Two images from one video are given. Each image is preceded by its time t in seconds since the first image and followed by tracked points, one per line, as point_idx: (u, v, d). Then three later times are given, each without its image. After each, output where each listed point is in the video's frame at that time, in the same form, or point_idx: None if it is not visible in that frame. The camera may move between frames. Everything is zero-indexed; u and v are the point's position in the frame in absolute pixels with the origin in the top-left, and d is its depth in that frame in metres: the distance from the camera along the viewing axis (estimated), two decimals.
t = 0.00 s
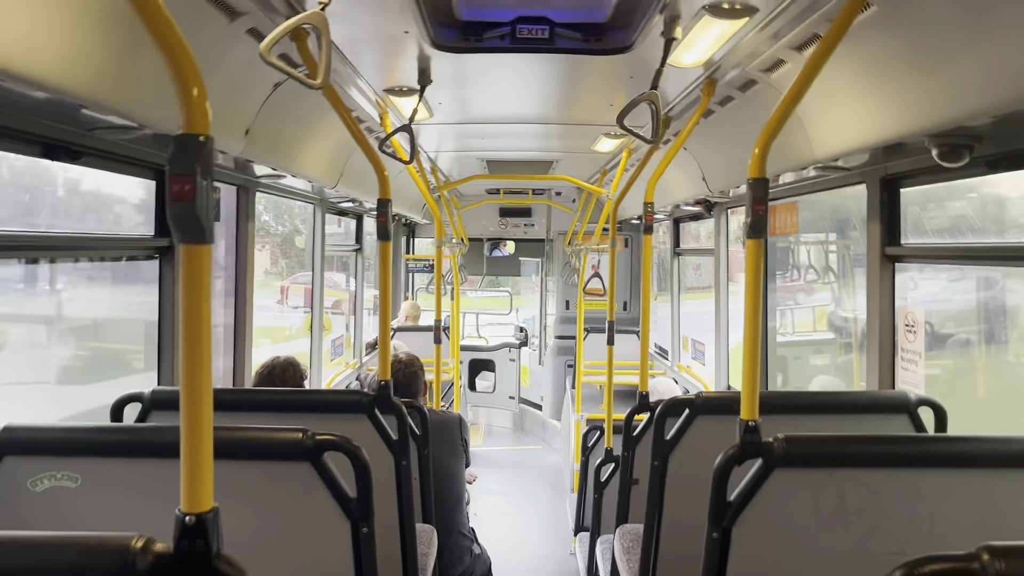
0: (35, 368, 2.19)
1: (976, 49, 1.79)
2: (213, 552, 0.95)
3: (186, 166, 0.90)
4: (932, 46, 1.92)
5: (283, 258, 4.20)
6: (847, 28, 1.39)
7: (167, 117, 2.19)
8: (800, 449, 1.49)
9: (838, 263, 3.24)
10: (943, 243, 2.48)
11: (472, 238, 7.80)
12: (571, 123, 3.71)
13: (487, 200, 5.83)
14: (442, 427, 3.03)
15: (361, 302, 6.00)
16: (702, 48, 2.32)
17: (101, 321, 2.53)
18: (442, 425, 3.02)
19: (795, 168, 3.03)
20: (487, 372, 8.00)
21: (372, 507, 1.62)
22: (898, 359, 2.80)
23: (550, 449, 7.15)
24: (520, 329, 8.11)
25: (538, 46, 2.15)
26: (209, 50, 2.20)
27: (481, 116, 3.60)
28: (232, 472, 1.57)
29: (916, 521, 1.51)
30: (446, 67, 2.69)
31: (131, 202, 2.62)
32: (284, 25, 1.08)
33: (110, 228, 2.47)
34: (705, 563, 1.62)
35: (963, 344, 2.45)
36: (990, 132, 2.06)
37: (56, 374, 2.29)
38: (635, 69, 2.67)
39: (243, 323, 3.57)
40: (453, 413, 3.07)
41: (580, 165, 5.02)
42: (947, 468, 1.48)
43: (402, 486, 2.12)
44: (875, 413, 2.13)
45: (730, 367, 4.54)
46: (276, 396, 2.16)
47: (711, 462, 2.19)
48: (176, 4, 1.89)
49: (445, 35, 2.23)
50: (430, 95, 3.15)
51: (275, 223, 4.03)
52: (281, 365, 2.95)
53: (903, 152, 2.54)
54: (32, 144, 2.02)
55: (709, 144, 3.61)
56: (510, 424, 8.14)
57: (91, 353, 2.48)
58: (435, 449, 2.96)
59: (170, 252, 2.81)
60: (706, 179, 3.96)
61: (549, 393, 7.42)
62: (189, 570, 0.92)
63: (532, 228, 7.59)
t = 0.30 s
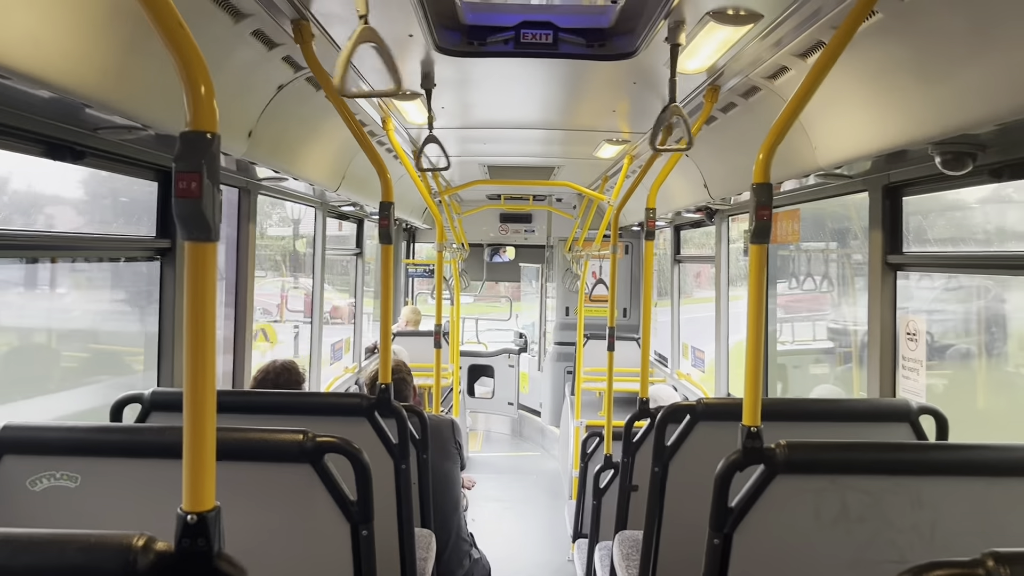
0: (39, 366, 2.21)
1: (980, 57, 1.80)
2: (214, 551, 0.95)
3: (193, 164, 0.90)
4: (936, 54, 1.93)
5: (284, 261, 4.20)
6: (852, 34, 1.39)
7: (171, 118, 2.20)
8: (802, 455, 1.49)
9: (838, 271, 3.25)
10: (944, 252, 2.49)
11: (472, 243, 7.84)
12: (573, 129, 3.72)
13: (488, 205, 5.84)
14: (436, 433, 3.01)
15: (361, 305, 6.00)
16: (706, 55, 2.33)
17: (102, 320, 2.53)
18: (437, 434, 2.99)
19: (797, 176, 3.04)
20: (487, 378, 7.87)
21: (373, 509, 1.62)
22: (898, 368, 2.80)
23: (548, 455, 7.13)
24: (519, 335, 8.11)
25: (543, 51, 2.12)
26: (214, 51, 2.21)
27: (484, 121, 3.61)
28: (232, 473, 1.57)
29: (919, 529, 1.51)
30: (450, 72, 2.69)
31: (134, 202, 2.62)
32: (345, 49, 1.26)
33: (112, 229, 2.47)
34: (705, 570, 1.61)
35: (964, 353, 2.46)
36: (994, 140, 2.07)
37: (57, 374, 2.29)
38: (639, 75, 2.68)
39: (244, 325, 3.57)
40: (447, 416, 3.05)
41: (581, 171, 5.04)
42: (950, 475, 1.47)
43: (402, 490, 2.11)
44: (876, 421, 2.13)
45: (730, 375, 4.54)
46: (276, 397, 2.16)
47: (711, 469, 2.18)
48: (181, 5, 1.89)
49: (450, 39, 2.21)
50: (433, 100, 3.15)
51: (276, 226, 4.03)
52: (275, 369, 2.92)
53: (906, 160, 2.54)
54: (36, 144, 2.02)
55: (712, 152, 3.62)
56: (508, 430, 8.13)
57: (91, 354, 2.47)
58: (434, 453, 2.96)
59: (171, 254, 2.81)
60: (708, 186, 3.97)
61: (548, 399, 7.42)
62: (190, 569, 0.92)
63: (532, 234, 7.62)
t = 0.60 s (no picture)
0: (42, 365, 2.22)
1: (981, 57, 1.80)
2: (218, 549, 0.95)
3: (196, 163, 0.91)
4: (936, 54, 1.94)
5: (284, 260, 4.20)
6: (852, 34, 1.39)
7: (171, 118, 2.20)
8: (801, 454, 1.49)
9: (837, 270, 3.27)
10: (943, 251, 2.50)
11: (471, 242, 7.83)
12: (573, 128, 3.73)
13: (488, 204, 5.84)
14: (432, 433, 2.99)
15: (360, 304, 6.00)
16: (705, 54, 2.33)
17: (103, 318, 2.53)
18: (434, 436, 2.98)
19: (796, 175, 3.04)
20: (486, 377, 7.88)
21: (374, 507, 1.62)
22: (897, 366, 2.81)
23: (547, 454, 7.14)
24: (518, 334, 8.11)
25: (542, 50, 2.13)
26: (214, 51, 2.21)
27: (483, 119, 3.61)
28: (233, 471, 1.57)
29: (919, 527, 1.51)
30: (450, 70, 2.69)
31: (134, 201, 2.61)
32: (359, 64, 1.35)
33: (111, 227, 2.46)
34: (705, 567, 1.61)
35: (961, 351, 2.46)
36: (994, 139, 2.08)
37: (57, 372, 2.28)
38: (638, 74, 2.68)
39: (243, 323, 3.57)
40: (444, 414, 3.03)
41: (579, 170, 5.04)
42: (950, 474, 1.48)
43: (402, 488, 2.12)
44: (875, 419, 2.14)
45: (729, 374, 4.55)
46: (277, 396, 2.16)
47: (710, 467, 2.19)
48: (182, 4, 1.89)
49: (450, 38, 2.21)
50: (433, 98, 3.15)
51: (276, 224, 4.03)
52: (274, 367, 2.92)
53: (906, 159, 2.55)
54: (35, 142, 2.02)
55: (711, 151, 3.63)
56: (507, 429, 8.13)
57: (91, 352, 2.47)
58: (433, 452, 2.96)
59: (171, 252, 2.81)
60: (707, 185, 3.98)
61: (547, 398, 7.43)
62: (194, 568, 0.92)
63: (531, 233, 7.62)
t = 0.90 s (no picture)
0: None
1: (955, 60, 1.84)
2: (198, 548, 0.93)
3: (178, 158, 0.89)
4: (911, 56, 1.98)
5: (260, 257, 4.14)
6: (831, 34, 1.41)
7: (150, 114, 2.15)
8: (779, 450, 1.52)
9: (811, 269, 3.32)
10: (915, 251, 2.56)
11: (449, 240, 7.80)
12: (552, 126, 3.73)
13: (466, 202, 5.82)
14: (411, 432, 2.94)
15: (337, 302, 5.93)
16: (684, 53, 2.35)
17: (75, 315, 2.46)
18: (412, 435, 2.92)
19: (773, 174, 3.09)
20: (463, 375, 7.92)
21: (353, 506, 1.61)
22: (871, 364, 2.87)
23: (524, 451, 7.15)
24: (495, 332, 8.11)
25: (521, 49, 2.13)
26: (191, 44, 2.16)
27: (463, 117, 3.59)
28: (210, 472, 1.54)
29: (893, 521, 1.55)
30: (430, 67, 2.68)
31: (107, 196, 2.55)
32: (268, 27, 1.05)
33: (83, 224, 2.40)
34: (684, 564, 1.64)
35: (931, 350, 2.53)
36: (967, 140, 2.13)
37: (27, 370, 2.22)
38: (617, 74, 2.70)
39: (218, 321, 3.51)
40: (424, 411, 2.98)
41: (558, 168, 5.05)
42: (924, 469, 1.52)
43: (381, 487, 2.10)
44: (849, 416, 2.19)
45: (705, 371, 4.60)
46: (255, 394, 2.12)
47: (690, 463, 2.21)
48: None
49: (429, 36, 2.19)
50: (412, 95, 3.12)
51: (252, 220, 3.97)
52: (251, 366, 2.89)
53: (880, 160, 2.61)
54: (8, 137, 1.97)
55: (689, 150, 3.66)
56: (484, 427, 8.12)
57: (62, 351, 2.40)
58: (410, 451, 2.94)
59: (146, 249, 2.74)
60: (685, 184, 4.02)
61: (524, 395, 7.44)
62: (175, 568, 0.90)
63: (509, 231, 7.62)
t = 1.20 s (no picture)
0: None
1: (941, 59, 1.85)
2: (175, 547, 0.93)
3: (156, 156, 0.88)
4: (898, 55, 1.99)
5: (252, 255, 4.13)
6: (816, 34, 1.42)
7: (139, 112, 2.15)
8: (764, 449, 1.52)
9: (804, 268, 3.33)
10: (905, 249, 2.56)
11: (443, 238, 7.80)
12: (544, 124, 3.73)
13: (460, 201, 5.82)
14: (405, 430, 2.93)
15: (331, 300, 5.93)
16: (674, 52, 2.36)
17: (67, 313, 2.46)
18: (407, 432, 2.92)
19: (763, 173, 3.09)
20: (457, 373, 7.93)
21: (339, 504, 1.61)
22: (862, 362, 2.87)
23: (519, 450, 7.15)
24: (490, 331, 8.11)
25: (513, 47, 2.12)
26: (180, 43, 2.16)
27: (455, 115, 3.59)
28: (196, 471, 1.54)
29: (876, 519, 1.55)
30: (421, 66, 2.67)
31: (96, 194, 2.54)
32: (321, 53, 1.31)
33: (73, 222, 2.39)
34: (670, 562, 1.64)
35: (920, 348, 2.53)
36: (955, 139, 2.14)
37: (16, 369, 2.22)
38: (608, 72, 2.70)
39: (210, 320, 3.50)
40: (420, 411, 2.96)
41: (552, 167, 5.05)
42: (908, 467, 1.52)
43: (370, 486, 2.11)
44: (837, 414, 2.20)
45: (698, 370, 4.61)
46: (243, 393, 2.12)
47: (678, 462, 2.22)
48: None
49: (419, 34, 2.14)
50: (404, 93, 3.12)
51: (245, 219, 3.96)
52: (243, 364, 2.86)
53: (869, 159, 2.61)
54: None
55: (681, 148, 3.66)
56: (479, 425, 8.11)
57: (51, 350, 2.40)
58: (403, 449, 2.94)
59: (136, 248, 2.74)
60: (677, 183, 4.02)
61: (519, 394, 7.44)
62: (153, 566, 0.90)
63: (503, 230, 7.62)
